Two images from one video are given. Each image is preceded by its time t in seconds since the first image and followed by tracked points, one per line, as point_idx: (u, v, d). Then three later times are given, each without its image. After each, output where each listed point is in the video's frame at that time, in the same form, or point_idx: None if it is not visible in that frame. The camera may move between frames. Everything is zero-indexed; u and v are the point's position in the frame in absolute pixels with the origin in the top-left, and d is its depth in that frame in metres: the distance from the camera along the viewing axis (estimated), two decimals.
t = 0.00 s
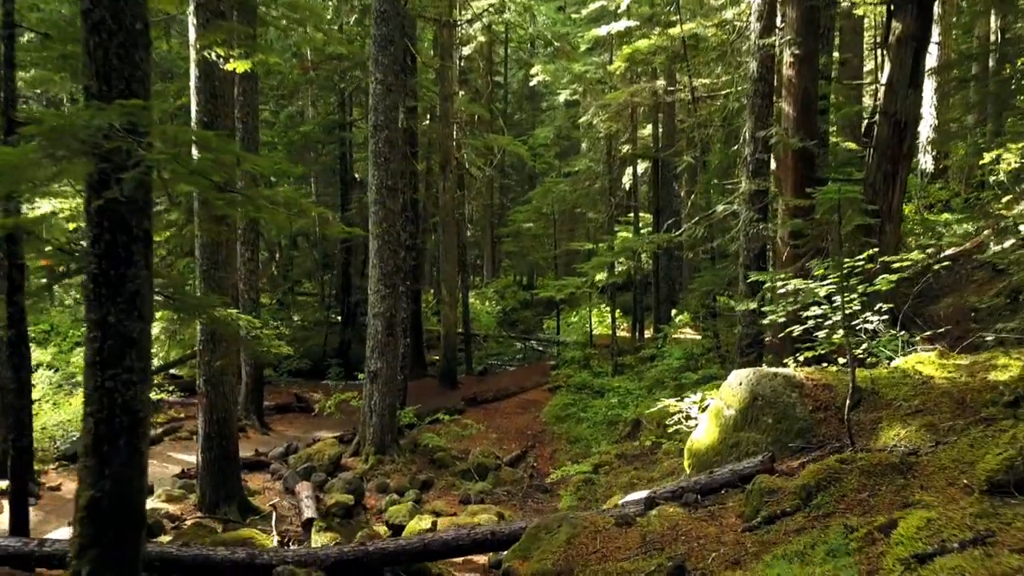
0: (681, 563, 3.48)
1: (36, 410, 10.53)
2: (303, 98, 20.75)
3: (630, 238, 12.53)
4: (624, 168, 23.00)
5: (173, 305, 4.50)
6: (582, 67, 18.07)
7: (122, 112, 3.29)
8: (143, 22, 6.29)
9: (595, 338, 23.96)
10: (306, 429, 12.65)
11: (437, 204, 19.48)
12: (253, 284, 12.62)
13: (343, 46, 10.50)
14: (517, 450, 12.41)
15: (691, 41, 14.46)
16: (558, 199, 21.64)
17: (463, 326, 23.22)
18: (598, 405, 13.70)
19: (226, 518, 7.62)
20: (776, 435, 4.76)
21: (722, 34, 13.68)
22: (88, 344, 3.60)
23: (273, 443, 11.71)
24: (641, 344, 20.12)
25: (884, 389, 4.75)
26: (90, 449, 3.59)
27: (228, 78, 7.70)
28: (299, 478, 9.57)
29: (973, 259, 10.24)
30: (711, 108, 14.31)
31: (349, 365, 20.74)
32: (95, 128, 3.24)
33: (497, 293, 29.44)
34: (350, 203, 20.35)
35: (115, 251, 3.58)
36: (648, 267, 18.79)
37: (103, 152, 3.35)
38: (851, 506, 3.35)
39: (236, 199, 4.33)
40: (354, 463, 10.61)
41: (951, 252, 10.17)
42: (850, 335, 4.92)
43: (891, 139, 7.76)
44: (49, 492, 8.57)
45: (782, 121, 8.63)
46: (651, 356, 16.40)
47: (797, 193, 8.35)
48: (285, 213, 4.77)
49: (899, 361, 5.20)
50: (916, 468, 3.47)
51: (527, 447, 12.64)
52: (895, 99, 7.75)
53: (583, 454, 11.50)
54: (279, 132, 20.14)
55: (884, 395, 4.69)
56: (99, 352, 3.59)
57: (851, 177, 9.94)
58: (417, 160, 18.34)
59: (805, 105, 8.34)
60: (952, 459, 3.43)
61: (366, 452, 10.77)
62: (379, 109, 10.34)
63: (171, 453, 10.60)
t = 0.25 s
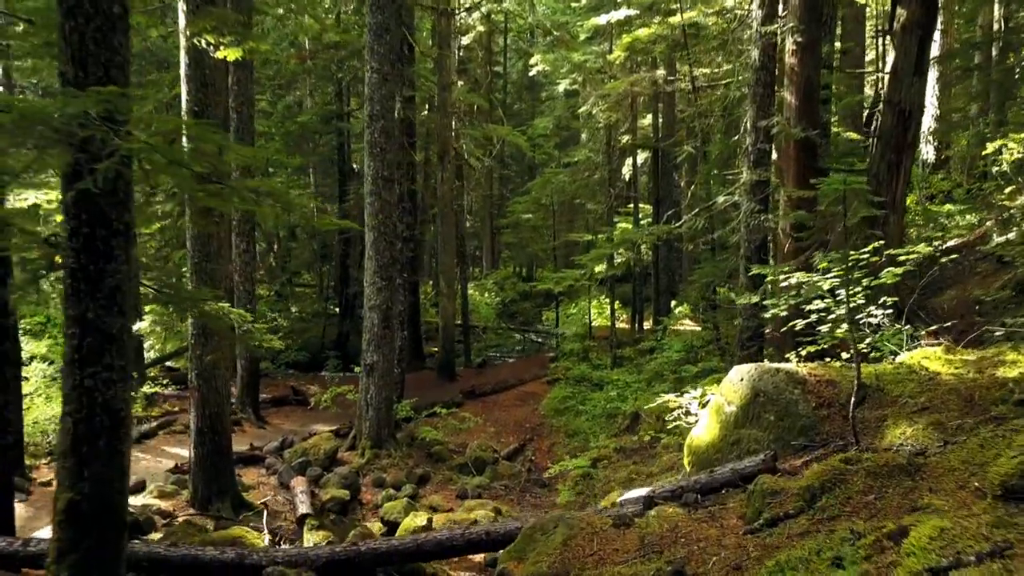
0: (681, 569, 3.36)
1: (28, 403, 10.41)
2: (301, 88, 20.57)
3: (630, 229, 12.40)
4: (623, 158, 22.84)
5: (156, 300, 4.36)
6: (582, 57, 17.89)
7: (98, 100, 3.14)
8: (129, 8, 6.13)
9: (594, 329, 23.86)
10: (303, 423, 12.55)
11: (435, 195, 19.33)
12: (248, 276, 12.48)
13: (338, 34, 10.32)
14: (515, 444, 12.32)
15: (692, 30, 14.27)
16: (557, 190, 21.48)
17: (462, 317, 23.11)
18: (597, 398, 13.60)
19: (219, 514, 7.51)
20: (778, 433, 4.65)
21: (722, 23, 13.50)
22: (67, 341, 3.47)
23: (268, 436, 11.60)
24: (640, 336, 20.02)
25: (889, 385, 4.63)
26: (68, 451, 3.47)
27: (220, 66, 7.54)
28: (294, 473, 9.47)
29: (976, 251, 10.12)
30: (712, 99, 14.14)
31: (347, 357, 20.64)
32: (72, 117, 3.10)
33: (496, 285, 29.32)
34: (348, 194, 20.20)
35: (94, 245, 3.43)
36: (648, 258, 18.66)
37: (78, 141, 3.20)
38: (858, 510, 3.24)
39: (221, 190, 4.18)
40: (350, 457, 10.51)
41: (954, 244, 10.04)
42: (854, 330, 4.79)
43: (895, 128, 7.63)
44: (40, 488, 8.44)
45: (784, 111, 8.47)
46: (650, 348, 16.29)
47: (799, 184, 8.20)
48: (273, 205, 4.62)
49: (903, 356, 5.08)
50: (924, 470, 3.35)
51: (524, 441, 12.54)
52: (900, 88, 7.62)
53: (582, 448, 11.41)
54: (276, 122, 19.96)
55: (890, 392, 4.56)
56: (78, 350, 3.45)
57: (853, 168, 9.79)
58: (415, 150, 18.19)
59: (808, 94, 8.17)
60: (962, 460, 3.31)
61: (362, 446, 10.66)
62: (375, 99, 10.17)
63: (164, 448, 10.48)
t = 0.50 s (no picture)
0: None
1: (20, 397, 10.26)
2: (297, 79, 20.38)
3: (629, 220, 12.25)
4: (623, 149, 22.65)
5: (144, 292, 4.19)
6: (581, 46, 17.68)
7: (72, 88, 2.99)
8: None
9: (593, 321, 23.74)
10: (299, 416, 12.44)
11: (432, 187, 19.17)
12: (243, 269, 12.32)
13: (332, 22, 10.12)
14: (512, 438, 12.21)
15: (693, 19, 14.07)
16: (556, 181, 21.31)
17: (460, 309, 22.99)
18: (596, 391, 13.49)
19: (211, 511, 7.40)
20: (781, 431, 4.52)
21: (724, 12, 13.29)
22: (42, 338, 3.33)
23: (264, 430, 11.48)
24: (640, 328, 19.90)
25: (895, 382, 4.50)
26: (45, 452, 3.33)
27: (209, 55, 7.37)
28: (288, 468, 9.34)
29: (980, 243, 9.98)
30: (713, 89, 13.96)
31: (344, 349, 20.53)
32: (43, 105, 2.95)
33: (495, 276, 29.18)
34: (345, 186, 20.04)
35: (70, 239, 3.29)
36: (647, 250, 18.51)
37: (49, 129, 3.04)
38: (865, 515, 3.12)
39: (205, 180, 4.03)
40: (346, 451, 10.39)
41: (957, 236, 9.91)
42: (859, 326, 4.66)
43: (900, 118, 7.51)
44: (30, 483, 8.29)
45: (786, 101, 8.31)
46: (649, 341, 16.17)
47: (802, 176, 8.06)
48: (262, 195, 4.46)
49: (909, 352, 4.96)
50: (934, 473, 3.22)
51: (522, 434, 12.42)
52: (905, 77, 7.49)
53: (580, 442, 11.30)
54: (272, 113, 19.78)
55: (896, 390, 4.43)
56: (54, 347, 3.31)
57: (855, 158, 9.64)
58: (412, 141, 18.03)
59: (811, 83, 8.01)
60: (974, 463, 3.18)
61: (358, 440, 10.54)
62: (370, 88, 9.98)
63: (158, 442, 10.35)
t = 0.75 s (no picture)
0: None
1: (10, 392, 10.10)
2: (294, 69, 20.20)
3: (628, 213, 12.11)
4: (622, 141, 22.47)
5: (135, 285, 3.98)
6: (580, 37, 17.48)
7: (43, 75, 2.83)
8: None
9: (592, 314, 23.63)
10: (295, 411, 12.32)
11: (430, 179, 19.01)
12: (238, 262, 12.19)
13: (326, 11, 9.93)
14: (510, 432, 12.10)
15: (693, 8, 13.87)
16: (555, 173, 21.14)
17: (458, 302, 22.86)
18: (594, 385, 13.38)
19: (204, 508, 7.29)
20: (784, 431, 4.41)
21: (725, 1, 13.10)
22: (15, 338, 3.18)
23: (259, 425, 11.35)
24: (639, 320, 19.78)
25: (902, 382, 4.38)
26: (19, 457, 3.19)
27: (200, 44, 7.21)
28: (283, 464, 9.22)
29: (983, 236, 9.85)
30: (713, 79, 13.78)
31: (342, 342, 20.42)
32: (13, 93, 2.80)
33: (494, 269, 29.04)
34: (343, 178, 19.87)
35: (45, 234, 3.14)
36: (647, 242, 18.38)
37: (18, 118, 2.89)
38: (873, 522, 2.99)
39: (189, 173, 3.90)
40: (342, 446, 10.27)
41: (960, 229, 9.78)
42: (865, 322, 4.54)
43: (905, 109, 7.40)
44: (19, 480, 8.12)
45: (789, 91, 8.15)
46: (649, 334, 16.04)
47: (805, 167, 7.91)
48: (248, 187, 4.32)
49: (915, 349, 4.84)
50: (944, 477, 3.10)
51: (520, 429, 12.30)
52: (910, 67, 7.37)
53: (578, 437, 11.19)
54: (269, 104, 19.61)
55: (903, 389, 4.31)
56: (28, 347, 3.16)
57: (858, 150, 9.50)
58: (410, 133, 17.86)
59: (814, 73, 7.85)
60: (986, 467, 3.06)
61: (354, 435, 10.42)
62: (365, 78, 9.81)
63: (152, 437, 10.21)
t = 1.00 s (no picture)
0: None
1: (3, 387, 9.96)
2: (291, 61, 20.01)
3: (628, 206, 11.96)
4: (622, 133, 22.28)
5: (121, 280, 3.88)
6: (580, 28, 17.29)
7: (10, 64, 2.69)
8: None
9: (592, 307, 23.52)
10: (291, 406, 12.20)
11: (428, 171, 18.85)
12: (233, 256, 12.04)
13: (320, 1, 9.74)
14: (509, 428, 12.00)
15: None
16: (554, 166, 20.96)
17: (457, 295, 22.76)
18: (593, 380, 13.27)
19: (196, 506, 7.18)
20: (787, 432, 4.29)
21: None
22: None
23: (254, 421, 11.21)
24: (639, 314, 19.67)
25: (910, 382, 4.25)
26: None
27: (190, 34, 7.06)
28: (278, 461, 9.10)
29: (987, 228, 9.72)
30: (714, 71, 13.61)
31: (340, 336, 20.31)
32: None
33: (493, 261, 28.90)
34: (340, 170, 19.71)
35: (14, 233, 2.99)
36: (647, 235, 18.23)
37: None
38: (881, 531, 2.87)
39: (172, 166, 3.76)
40: (338, 442, 10.15)
41: (964, 223, 9.65)
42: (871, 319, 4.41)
43: (910, 100, 7.28)
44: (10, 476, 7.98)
45: (791, 82, 8.00)
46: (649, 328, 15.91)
47: (808, 161, 7.78)
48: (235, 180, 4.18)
49: (922, 347, 4.71)
50: (957, 484, 2.98)
51: (519, 425, 12.18)
52: (915, 57, 7.23)
53: (577, 433, 11.09)
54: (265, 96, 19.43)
55: (910, 389, 4.19)
56: None
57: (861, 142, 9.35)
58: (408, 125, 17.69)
59: (817, 64, 7.69)
60: (999, 474, 2.94)
61: (350, 431, 10.30)
62: (360, 69, 9.64)
63: (146, 433, 10.08)
